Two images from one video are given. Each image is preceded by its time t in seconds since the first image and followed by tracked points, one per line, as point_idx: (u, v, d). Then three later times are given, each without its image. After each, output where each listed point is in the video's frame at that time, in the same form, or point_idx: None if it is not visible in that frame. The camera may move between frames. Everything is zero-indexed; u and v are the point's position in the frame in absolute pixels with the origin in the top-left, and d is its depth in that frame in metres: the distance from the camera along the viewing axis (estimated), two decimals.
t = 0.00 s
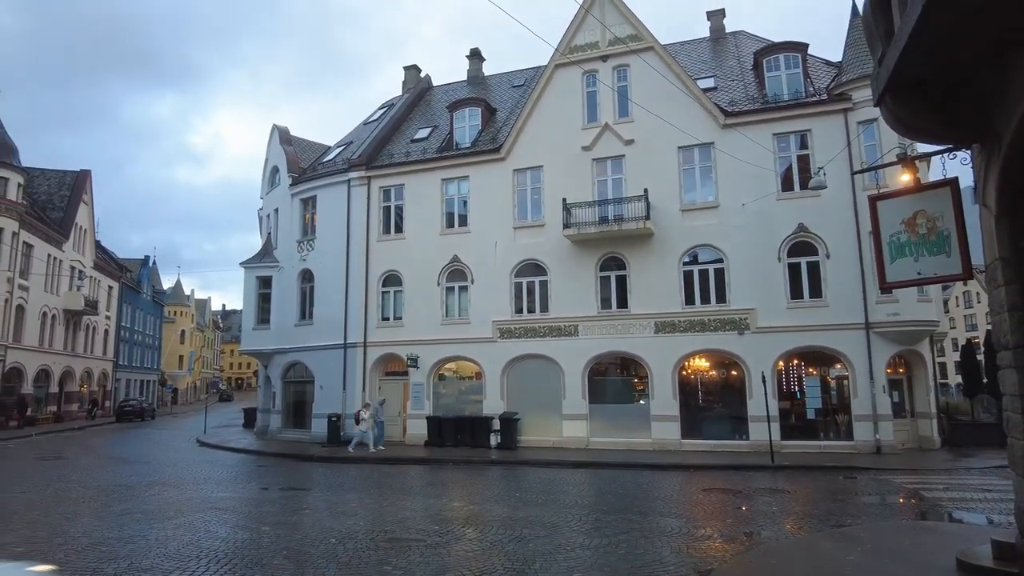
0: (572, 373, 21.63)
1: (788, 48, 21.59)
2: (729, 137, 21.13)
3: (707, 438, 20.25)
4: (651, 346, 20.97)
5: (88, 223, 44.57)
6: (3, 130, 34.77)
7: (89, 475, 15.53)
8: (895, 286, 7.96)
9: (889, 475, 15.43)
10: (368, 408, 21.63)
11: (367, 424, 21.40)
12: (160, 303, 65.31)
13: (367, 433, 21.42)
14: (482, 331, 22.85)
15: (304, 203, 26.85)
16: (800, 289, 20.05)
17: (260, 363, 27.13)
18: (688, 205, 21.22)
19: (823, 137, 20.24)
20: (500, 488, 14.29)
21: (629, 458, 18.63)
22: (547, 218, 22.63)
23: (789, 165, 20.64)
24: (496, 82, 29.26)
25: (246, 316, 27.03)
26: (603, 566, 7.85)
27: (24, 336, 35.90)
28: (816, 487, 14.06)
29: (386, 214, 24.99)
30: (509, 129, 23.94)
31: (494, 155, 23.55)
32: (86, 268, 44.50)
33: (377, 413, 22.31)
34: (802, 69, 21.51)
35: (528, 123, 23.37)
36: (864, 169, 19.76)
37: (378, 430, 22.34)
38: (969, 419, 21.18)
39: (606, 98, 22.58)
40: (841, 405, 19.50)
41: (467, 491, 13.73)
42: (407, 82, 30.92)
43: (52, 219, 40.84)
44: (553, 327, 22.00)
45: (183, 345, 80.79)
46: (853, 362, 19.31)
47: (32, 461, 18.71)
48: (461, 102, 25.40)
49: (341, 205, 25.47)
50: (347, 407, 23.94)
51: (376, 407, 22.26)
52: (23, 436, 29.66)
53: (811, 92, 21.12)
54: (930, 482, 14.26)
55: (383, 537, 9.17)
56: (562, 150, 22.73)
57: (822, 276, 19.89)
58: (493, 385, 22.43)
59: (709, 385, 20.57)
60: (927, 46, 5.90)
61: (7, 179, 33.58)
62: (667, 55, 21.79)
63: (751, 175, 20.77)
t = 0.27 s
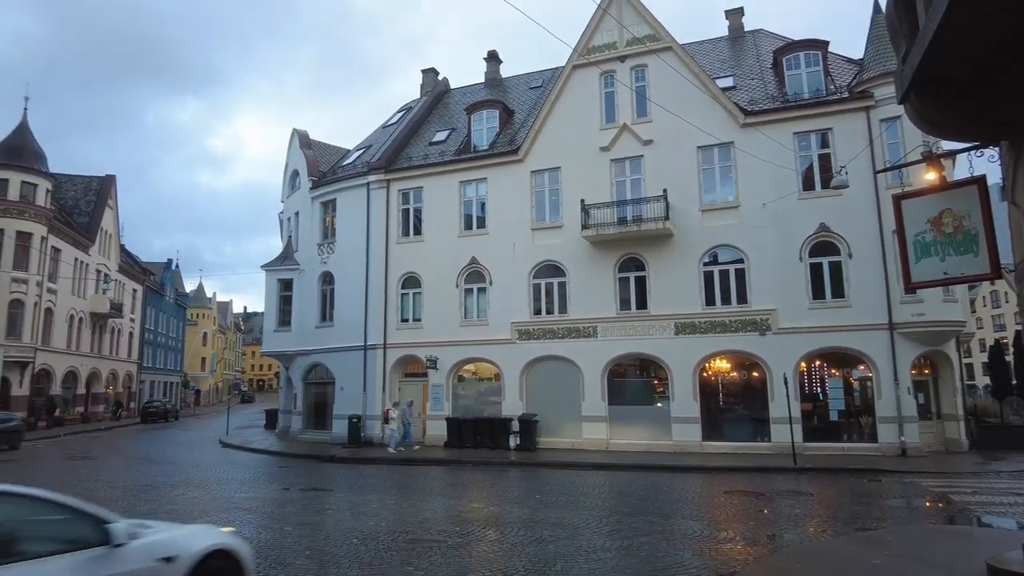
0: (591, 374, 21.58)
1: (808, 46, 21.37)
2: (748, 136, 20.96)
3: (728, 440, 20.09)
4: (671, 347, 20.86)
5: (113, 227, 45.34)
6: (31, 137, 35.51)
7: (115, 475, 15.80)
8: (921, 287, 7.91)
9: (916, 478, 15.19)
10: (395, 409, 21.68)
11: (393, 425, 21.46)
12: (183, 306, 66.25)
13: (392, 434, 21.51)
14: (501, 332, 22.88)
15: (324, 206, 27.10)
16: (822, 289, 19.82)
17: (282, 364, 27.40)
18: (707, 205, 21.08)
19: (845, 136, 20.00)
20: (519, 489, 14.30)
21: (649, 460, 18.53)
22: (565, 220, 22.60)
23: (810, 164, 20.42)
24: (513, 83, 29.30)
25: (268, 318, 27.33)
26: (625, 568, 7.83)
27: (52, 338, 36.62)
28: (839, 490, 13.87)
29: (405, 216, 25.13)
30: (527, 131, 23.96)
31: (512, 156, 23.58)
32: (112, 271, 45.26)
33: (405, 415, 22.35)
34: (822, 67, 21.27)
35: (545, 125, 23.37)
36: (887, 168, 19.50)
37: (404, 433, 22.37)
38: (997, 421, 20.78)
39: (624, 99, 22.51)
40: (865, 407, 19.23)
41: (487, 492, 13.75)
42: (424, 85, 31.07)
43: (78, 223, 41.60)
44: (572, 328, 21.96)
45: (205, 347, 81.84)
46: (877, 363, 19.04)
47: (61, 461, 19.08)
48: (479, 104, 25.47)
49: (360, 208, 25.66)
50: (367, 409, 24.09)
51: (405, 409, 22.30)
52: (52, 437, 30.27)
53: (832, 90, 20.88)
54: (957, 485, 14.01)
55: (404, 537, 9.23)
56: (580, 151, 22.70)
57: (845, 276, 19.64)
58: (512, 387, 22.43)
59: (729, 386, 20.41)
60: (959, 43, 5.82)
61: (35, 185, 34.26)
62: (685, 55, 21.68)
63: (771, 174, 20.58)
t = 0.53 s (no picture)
0: (615, 375, 21.49)
1: (833, 42, 21.07)
2: (772, 134, 20.73)
3: (754, 442, 19.87)
4: (695, 348, 20.70)
5: (142, 231, 46.23)
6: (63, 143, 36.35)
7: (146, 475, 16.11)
8: (952, 286, 7.68)
9: (948, 481, 14.87)
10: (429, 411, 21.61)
11: (427, 426, 21.47)
12: (210, 308, 67.31)
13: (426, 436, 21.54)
14: (523, 333, 22.88)
15: (347, 209, 27.36)
16: (849, 288, 19.52)
17: (307, 366, 27.72)
18: (731, 205, 20.88)
19: (871, 133, 19.69)
20: (543, 490, 14.30)
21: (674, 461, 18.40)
22: (587, 220, 22.55)
23: (835, 162, 20.13)
24: (534, 85, 29.32)
25: (293, 320, 27.66)
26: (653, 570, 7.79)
27: (84, 341, 37.43)
28: (868, 493, 13.65)
29: (427, 218, 25.28)
30: (548, 131, 23.95)
31: (534, 157, 23.58)
32: (141, 275, 46.16)
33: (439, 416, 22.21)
34: (847, 64, 20.97)
35: (567, 125, 23.34)
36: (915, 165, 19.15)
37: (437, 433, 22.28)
38: None
39: (645, 98, 22.40)
40: (894, 408, 18.90)
41: (511, 493, 13.77)
42: (445, 87, 31.23)
43: (108, 228, 42.50)
44: (595, 329, 21.89)
45: (231, 349, 83.05)
46: (907, 363, 18.70)
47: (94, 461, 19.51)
48: (500, 106, 25.53)
49: (383, 210, 25.86)
50: (390, 410, 24.25)
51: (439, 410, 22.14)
52: (85, 437, 30.97)
53: (858, 86, 20.57)
54: (991, 488, 13.70)
55: (429, 538, 9.27)
56: (602, 151, 22.63)
57: (873, 275, 19.32)
58: (534, 388, 22.43)
59: (755, 387, 20.19)
60: (988, 40, 5.72)
61: (67, 191, 35.04)
62: (707, 53, 21.52)
63: (796, 173, 20.33)
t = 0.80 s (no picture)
0: (639, 375, 21.37)
1: (861, 36, 20.71)
2: (799, 131, 20.44)
3: (782, 442, 19.60)
4: (721, 347, 20.49)
5: (172, 234, 47.12)
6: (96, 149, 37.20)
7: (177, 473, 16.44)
8: (988, 284, 7.44)
9: (983, 484, 14.52)
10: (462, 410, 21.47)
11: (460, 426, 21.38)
12: (238, 310, 68.37)
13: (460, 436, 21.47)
14: (547, 334, 22.86)
15: (372, 211, 27.61)
16: (879, 286, 19.16)
17: (333, 366, 28.01)
18: (757, 203, 20.63)
19: (901, 128, 19.31)
20: (568, 491, 14.27)
21: (700, 462, 18.23)
22: (611, 219, 22.45)
23: (864, 158, 19.78)
24: (556, 84, 29.28)
25: (319, 321, 27.99)
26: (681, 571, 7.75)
27: (117, 342, 38.27)
28: (900, 495, 13.39)
29: (450, 219, 25.38)
30: (571, 131, 23.90)
31: (557, 157, 23.55)
32: (170, 277, 47.06)
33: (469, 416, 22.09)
34: (876, 58, 20.58)
35: (589, 125, 23.27)
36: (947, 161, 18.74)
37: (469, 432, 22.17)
38: None
39: (669, 96, 22.23)
40: (927, 409, 18.50)
41: (535, 493, 13.77)
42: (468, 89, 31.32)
43: (139, 232, 43.40)
44: (619, 329, 21.78)
45: (259, 349, 84.24)
46: (939, 363, 18.29)
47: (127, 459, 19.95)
48: (522, 106, 25.53)
49: (407, 212, 26.04)
50: (415, 410, 24.40)
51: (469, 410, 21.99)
52: (118, 436, 31.68)
53: (887, 81, 20.17)
54: None
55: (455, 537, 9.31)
56: (625, 150, 22.51)
57: (903, 273, 18.94)
58: (558, 388, 22.38)
59: (782, 387, 19.92)
60: None
61: (100, 196, 35.83)
62: (732, 50, 21.30)
63: (823, 170, 20.02)
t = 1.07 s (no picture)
0: (664, 375, 21.20)
1: (889, 29, 20.29)
2: (826, 127, 20.12)
3: (810, 443, 19.33)
4: (747, 346, 20.26)
5: (199, 237, 47.93)
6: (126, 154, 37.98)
7: (206, 471, 16.73)
8: None
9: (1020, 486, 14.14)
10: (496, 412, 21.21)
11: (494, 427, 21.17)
12: (264, 311, 69.31)
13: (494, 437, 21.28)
14: (570, 333, 22.79)
15: (395, 212, 27.80)
16: (909, 284, 18.79)
17: (358, 366, 28.27)
18: (783, 200, 20.36)
19: (931, 122, 18.89)
20: (592, 491, 14.22)
21: (726, 462, 18.04)
22: (634, 218, 22.33)
23: (893, 154, 19.40)
24: (578, 83, 29.20)
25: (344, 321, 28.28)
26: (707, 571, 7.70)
27: (147, 343, 39.02)
28: (933, 497, 13.11)
29: (473, 220, 25.45)
30: (594, 130, 23.80)
31: (579, 156, 23.47)
32: (199, 279, 47.88)
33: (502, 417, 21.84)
34: (905, 51, 20.15)
35: (612, 123, 23.15)
36: (980, 155, 18.29)
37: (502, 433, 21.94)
38: None
39: (693, 93, 22.03)
40: (960, 409, 18.06)
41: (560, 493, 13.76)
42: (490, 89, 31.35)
43: (168, 234, 44.21)
44: (643, 329, 21.64)
45: (285, 350, 85.28)
46: (973, 362, 17.86)
47: (158, 458, 20.34)
48: (544, 105, 25.49)
49: (430, 213, 26.16)
50: (439, 409, 24.50)
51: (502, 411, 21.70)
52: (149, 434, 32.32)
53: (917, 74, 19.74)
54: None
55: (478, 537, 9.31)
56: (648, 148, 22.36)
57: (935, 270, 18.53)
58: (582, 388, 22.31)
59: (810, 387, 19.63)
60: None
61: (131, 200, 36.57)
62: (756, 46, 21.04)
63: (851, 165, 19.68)
